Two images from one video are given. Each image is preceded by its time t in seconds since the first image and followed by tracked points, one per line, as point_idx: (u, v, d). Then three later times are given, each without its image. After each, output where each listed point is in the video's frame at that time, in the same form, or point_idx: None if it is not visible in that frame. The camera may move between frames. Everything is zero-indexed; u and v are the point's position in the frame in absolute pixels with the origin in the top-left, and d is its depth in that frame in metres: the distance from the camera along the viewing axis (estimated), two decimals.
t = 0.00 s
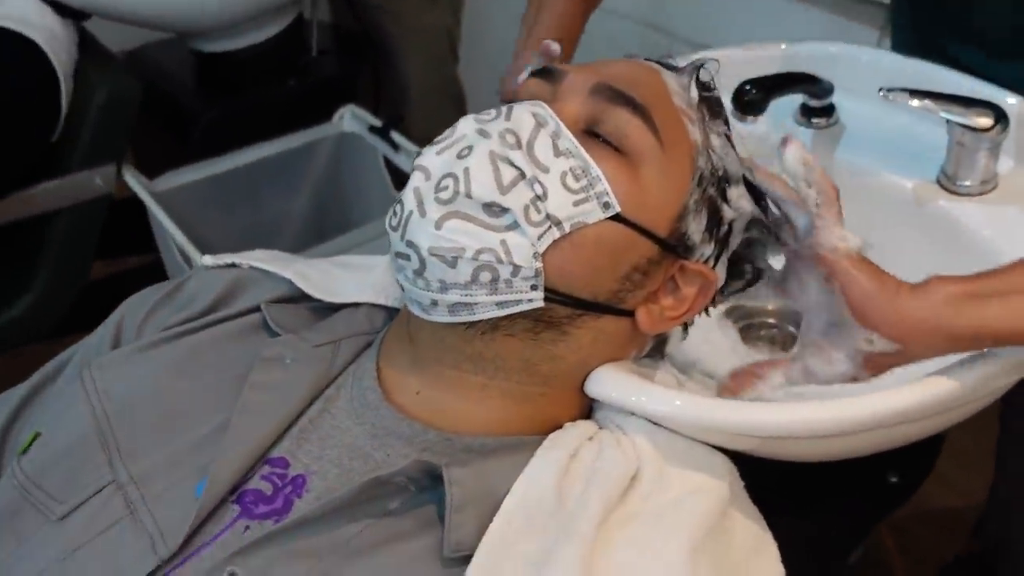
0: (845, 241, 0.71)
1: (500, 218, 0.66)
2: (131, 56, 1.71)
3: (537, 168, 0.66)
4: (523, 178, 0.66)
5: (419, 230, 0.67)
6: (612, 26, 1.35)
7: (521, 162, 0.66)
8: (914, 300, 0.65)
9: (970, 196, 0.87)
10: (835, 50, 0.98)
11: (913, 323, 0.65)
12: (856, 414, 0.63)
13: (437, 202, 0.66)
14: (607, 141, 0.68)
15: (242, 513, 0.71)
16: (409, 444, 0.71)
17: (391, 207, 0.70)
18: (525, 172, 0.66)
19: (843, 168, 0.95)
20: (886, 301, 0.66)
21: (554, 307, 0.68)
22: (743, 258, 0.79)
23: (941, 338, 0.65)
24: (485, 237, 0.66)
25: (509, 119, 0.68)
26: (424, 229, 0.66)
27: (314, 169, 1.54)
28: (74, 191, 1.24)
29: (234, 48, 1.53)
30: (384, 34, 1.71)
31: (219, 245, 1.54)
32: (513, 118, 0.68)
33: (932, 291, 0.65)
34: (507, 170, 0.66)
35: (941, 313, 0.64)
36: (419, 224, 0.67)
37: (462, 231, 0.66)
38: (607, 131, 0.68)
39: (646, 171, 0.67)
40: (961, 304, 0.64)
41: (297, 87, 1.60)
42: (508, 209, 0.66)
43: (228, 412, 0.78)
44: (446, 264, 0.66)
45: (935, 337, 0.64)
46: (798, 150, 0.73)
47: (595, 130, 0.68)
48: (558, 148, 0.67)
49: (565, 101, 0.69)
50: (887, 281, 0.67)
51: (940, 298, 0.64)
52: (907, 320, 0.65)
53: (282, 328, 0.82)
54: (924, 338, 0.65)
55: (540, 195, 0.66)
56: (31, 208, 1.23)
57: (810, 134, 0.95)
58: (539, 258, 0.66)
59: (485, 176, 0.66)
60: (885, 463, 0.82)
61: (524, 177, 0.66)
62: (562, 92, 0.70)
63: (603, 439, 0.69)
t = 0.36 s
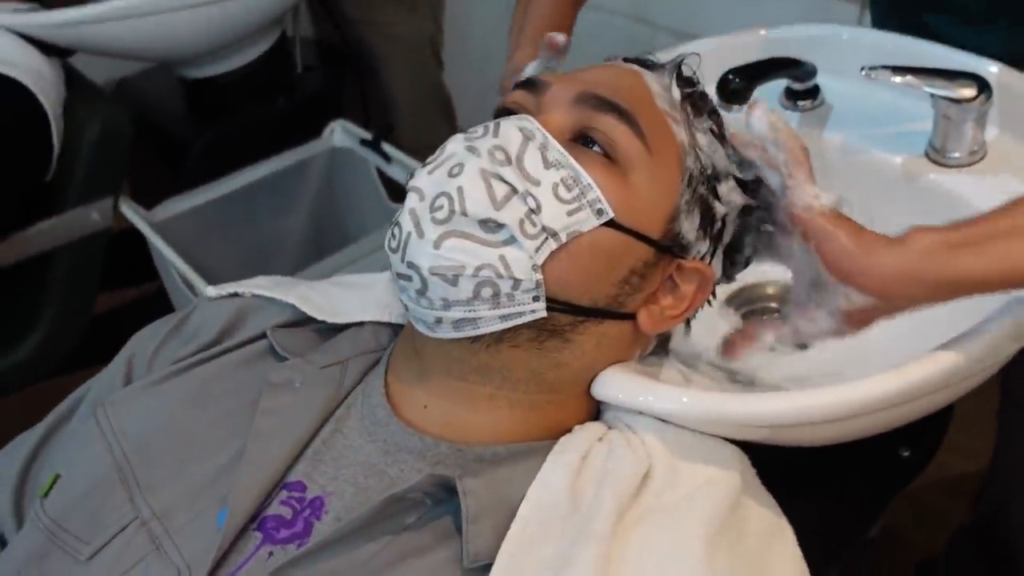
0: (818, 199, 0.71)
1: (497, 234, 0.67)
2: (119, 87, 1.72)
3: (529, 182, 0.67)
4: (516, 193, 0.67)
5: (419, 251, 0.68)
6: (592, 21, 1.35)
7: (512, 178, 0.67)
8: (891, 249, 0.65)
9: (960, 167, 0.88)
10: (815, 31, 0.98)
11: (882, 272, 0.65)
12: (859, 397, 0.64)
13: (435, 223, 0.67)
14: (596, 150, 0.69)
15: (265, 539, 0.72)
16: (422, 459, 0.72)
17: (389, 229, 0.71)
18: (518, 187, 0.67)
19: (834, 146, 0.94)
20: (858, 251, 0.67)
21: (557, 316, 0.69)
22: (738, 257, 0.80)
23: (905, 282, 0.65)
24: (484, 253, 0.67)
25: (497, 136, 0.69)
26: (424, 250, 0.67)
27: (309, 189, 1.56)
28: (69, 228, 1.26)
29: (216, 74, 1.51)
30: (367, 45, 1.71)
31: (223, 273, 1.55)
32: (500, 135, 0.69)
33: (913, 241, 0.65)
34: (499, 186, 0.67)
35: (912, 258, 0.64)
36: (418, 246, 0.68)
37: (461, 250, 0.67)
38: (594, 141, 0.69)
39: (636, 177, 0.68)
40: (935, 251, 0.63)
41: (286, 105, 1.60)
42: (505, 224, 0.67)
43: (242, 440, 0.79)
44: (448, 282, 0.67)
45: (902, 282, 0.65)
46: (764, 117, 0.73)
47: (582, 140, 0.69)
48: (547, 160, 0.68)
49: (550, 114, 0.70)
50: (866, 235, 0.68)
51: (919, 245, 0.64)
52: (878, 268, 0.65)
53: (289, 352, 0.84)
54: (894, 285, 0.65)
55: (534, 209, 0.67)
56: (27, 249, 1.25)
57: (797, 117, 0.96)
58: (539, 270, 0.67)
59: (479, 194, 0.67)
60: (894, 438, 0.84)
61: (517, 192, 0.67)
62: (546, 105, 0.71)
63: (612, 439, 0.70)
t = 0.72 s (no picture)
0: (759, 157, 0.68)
1: (497, 250, 0.67)
2: (119, 100, 1.72)
3: (528, 198, 0.67)
4: (516, 209, 0.67)
5: (419, 266, 0.68)
6: (590, 23, 1.34)
7: (512, 196, 0.67)
8: (840, 207, 0.64)
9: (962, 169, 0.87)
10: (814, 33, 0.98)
11: (827, 229, 0.64)
12: (863, 405, 0.64)
13: (434, 238, 0.67)
14: (596, 164, 0.69)
15: (267, 555, 0.72)
16: (424, 473, 0.72)
17: (388, 246, 0.71)
18: (518, 204, 0.67)
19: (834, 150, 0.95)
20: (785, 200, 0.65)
21: (559, 331, 0.69)
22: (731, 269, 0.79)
23: (848, 240, 0.64)
24: (485, 269, 0.67)
25: (497, 152, 0.69)
26: (424, 265, 0.67)
27: (311, 198, 1.56)
28: (71, 242, 1.25)
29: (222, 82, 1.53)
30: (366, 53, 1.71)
31: (227, 286, 1.55)
32: (500, 150, 0.69)
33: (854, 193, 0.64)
34: (499, 203, 0.67)
35: (859, 214, 0.63)
36: (419, 261, 0.68)
37: (461, 265, 0.67)
38: (593, 155, 0.70)
39: (634, 191, 0.69)
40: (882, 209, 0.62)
41: (287, 113, 1.61)
42: (505, 240, 0.67)
43: (244, 455, 0.79)
44: (449, 298, 0.67)
45: (847, 241, 0.64)
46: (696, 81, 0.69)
47: (581, 155, 0.70)
48: (547, 176, 0.68)
49: (550, 127, 0.71)
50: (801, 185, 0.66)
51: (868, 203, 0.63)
52: (820, 224, 0.64)
53: (291, 367, 0.84)
54: (839, 246, 0.64)
55: (534, 225, 0.67)
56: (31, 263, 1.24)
57: (797, 121, 0.95)
58: (539, 286, 0.67)
59: (479, 211, 0.67)
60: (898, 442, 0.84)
61: (517, 209, 0.67)
62: (545, 117, 0.71)
63: (614, 452, 0.70)
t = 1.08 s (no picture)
0: (730, 149, 0.67)
1: (489, 268, 0.68)
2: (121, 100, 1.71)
3: (521, 214, 0.68)
4: (508, 225, 0.68)
5: (412, 288, 0.69)
6: (589, 21, 1.34)
7: (505, 211, 0.68)
8: (819, 198, 0.62)
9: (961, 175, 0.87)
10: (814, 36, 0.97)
11: (808, 221, 0.63)
12: (859, 417, 0.64)
13: (426, 259, 0.68)
14: (591, 176, 0.70)
15: (259, 566, 0.73)
16: (417, 483, 0.74)
17: (381, 264, 0.72)
18: (510, 220, 0.68)
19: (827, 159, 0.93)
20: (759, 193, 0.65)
21: (553, 345, 0.70)
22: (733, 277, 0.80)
23: (825, 233, 0.63)
24: (477, 288, 0.68)
25: (489, 167, 0.70)
26: (417, 286, 0.69)
27: (312, 198, 1.56)
28: (73, 244, 1.24)
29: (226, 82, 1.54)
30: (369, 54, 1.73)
31: (228, 290, 1.55)
32: (493, 164, 0.70)
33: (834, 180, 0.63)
34: (491, 220, 0.68)
35: (840, 204, 0.61)
36: (411, 282, 0.69)
37: (453, 285, 0.68)
38: (589, 166, 0.71)
39: (629, 203, 0.70)
40: (863, 197, 0.61)
41: (288, 114, 1.59)
42: (496, 258, 0.68)
43: (238, 465, 0.81)
44: (442, 317, 0.68)
45: (831, 234, 0.63)
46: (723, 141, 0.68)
47: (577, 165, 0.71)
48: (539, 190, 0.69)
49: (545, 139, 0.71)
50: (781, 177, 0.65)
51: (847, 195, 0.61)
52: (803, 217, 0.63)
53: (285, 375, 0.85)
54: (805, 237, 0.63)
55: (527, 241, 0.68)
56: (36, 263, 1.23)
57: (796, 125, 0.94)
58: (532, 301, 0.68)
59: (470, 230, 0.68)
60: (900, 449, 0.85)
61: (509, 224, 0.68)
62: (540, 130, 0.72)
63: (607, 463, 0.71)
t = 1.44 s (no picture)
0: (753, 188, 0.64)
1: (472, 265, 0.69)
2: (127, 97, 1.72)
3: (503, 210, 0.69)
4: (491, 221, 0.69)
5: (397, 286, 0.70)
6: (595, 19, 1.33)
7: (487, 208, 0.69)
8: (853, 241, 0.60)
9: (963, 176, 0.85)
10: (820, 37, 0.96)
11: (847, 269, 0.60)
12: (861, 420, 0.63)
13: (410, 257, 0.69)
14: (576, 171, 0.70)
15: (258, 570, 0.73)
16: (416, 489, 0.74)
17: (369, 264, 0.73)
18: (492, 216, 0.69)
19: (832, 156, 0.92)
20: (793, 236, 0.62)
21: (541, 342, 0.71)
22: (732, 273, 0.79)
23: (863, 278, 0.61)
24: (461, 284, 0.69)
25: (473, 165, 0.71)
26: (401, 284, 0.70)
27: (318, 195, 1.56)
28: (77, 241, 1.24)
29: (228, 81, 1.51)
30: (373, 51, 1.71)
31: (233, 289, 1.55)
32: (476, 162, 0.71)
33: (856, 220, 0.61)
34: (473, 216, 0.69)
35: (876, 248, 0.59)
36: (396, 280, 0.70)
37: (436, 282, 0.69)
38: (574, 162, 0.70)
39: (614, 198, 0.69)
40: (899, 239, 0.59)
41: (293, 113, 1.60)
42: (479, 255, 0.69)
43: (239, 468, 0.81)
44: (426, 315, 0.69)
45: (861, 278, 0.61)
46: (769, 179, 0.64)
47: (562, 162, 0.71)
48: (523, 186, 0.70)
49: (530, 136, 0.72)
50: (809, 218, 0.62)
51: (880, 234, 0.59)
52: (840, 261, 0.60)
53: (286, 380, 0.85)
54: (846, 283, 0.61)
55: (509, 236, 0.68)
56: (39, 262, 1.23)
57: (801, 126, 0.93)
58: (516, 297, 0.69)
59: (452, 227, 0.69)
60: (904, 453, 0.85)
61: (492, 220, 0.69)
62: (526, 128, 0.73)
63: (606, 468, 0.71)
